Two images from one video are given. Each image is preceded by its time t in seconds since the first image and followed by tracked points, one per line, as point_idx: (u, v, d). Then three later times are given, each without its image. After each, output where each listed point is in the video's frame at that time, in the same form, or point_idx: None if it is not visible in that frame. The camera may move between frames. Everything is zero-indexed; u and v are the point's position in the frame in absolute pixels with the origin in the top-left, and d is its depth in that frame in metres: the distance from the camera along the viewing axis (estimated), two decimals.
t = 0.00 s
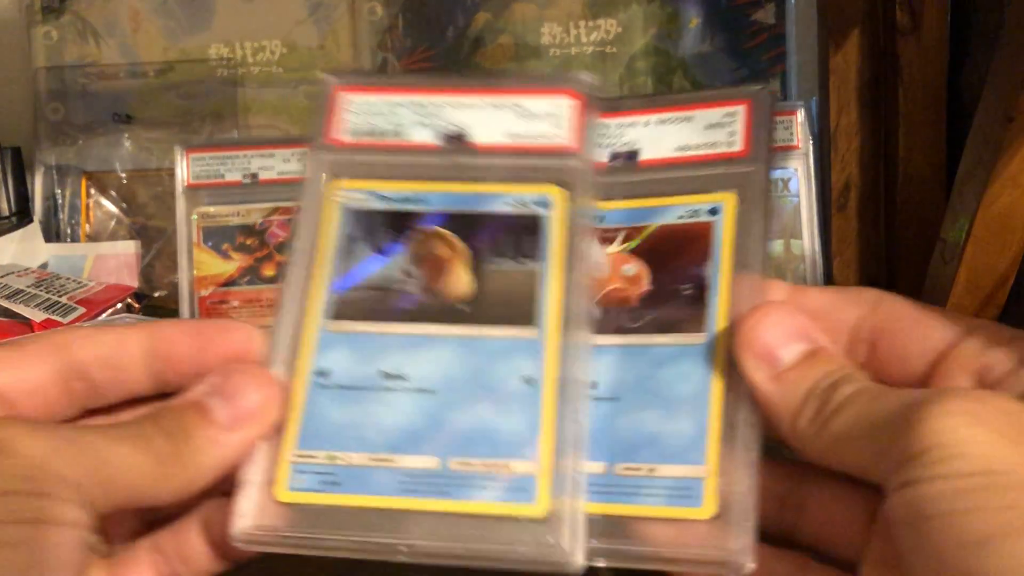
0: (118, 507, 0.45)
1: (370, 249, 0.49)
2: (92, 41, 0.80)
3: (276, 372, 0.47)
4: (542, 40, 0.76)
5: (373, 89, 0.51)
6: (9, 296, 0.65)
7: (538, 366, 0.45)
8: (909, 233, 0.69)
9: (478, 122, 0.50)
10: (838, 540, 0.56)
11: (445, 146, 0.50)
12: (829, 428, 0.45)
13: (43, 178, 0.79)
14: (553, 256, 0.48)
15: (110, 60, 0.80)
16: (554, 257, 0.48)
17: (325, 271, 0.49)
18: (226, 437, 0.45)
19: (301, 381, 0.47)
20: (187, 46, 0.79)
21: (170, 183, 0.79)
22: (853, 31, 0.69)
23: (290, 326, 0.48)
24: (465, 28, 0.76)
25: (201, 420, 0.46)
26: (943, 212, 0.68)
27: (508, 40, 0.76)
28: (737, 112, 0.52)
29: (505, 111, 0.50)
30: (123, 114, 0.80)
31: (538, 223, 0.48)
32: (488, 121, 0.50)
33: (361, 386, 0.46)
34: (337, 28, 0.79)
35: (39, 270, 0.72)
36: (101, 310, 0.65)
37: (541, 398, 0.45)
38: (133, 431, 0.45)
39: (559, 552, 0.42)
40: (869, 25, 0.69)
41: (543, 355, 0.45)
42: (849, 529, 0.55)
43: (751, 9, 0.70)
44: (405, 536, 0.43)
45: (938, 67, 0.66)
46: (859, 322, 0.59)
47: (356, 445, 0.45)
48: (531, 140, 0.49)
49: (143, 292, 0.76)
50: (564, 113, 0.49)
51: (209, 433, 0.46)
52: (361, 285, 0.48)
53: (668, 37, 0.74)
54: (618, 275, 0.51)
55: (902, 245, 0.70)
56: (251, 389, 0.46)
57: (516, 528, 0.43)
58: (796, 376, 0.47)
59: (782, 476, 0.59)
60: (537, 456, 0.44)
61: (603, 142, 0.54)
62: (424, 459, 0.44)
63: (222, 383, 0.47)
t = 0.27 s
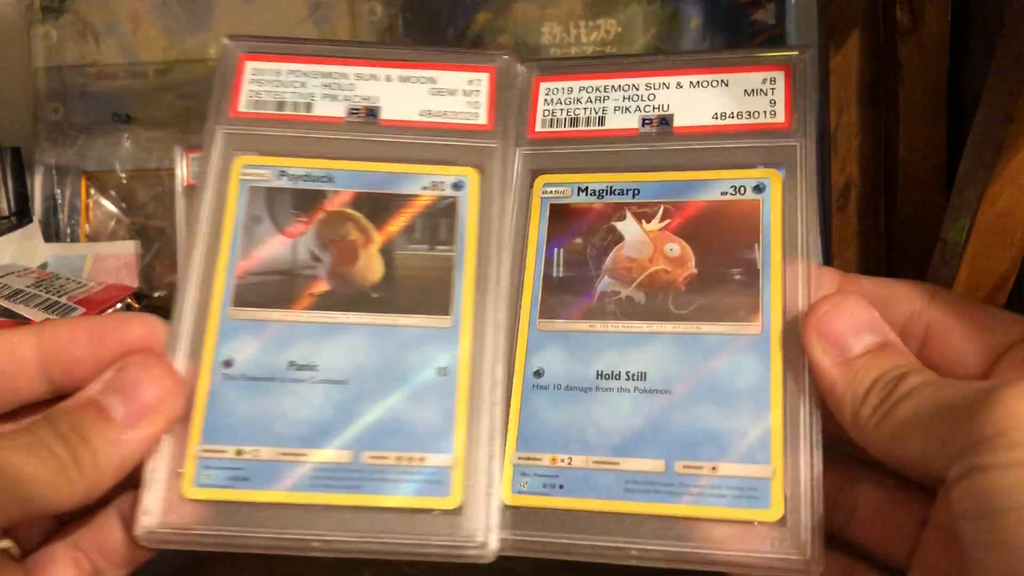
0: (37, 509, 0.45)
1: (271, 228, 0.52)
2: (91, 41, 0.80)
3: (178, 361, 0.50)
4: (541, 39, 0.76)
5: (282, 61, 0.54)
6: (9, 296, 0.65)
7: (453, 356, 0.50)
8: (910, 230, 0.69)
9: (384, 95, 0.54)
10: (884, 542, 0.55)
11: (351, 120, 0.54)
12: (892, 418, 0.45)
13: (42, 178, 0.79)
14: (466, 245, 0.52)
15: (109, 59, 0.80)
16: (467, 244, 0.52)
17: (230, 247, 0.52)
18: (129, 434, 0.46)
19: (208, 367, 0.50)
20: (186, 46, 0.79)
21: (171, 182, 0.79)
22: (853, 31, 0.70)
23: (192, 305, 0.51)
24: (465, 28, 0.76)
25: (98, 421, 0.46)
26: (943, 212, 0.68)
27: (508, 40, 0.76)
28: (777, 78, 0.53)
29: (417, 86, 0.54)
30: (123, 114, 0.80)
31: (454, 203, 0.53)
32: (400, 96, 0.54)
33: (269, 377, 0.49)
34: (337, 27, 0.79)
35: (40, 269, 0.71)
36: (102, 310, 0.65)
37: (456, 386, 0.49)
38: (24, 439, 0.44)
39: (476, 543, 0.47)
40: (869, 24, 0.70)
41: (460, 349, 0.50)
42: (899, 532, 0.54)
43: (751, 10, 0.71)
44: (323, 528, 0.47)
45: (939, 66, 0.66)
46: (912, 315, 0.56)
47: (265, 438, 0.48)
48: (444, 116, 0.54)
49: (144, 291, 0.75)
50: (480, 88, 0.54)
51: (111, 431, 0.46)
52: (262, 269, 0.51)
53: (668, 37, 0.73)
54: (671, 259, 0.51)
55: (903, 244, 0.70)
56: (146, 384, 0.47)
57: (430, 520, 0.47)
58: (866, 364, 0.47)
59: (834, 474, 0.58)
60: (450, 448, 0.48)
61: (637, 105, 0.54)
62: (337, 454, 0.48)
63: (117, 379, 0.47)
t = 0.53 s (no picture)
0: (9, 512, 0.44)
1: (242, 226, 0.53)
2: (92, 41, 0.80)
3: (143, 361, 0.50)
4: (542, 39, 0.76)
5: (257, 61, 0.56)
6: (8, 296, 0.65)
7: (424, 354, 0.49)
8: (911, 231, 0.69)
9: (359, 92, 0.55)
10: (889, 547, 0.54)
11: (327, 116, 0.54)
12: (898, 417, 0.44)
13: (42, 178, 0.79)
14: (440, 243, 0.52)
15: (109, 59, 0.80)
16: (441, 243, 0.52)
17: (200, 245, 0.53)
18: (97, 436, 0.46)
19: (176, 367, 0.50)
20: (186, 45, 0.79)
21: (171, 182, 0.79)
22: (852, 32, 0.70)
23: (162, 303, 0.52)
24: (465, 28, 0.76)
25: (66, 424, 0.46)
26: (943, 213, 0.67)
27: (508, 40, 0.76)
28: (771, 78, 0.53)
29: (394, 81, 0.55)
30: (123, 113, 0.80)
31: (427, 198, 0.53)
32: (375, 92, 0.55)
33: (239, 376, 0.49)
34: (337, 27, 0.79)
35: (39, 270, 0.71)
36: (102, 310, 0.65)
37: (427, 381, 0.49)
38: None
39: (445, 542, 0.46)
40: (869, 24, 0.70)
41: (430, 343, 0.49)
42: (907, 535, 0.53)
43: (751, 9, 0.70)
44: (291, 528, 0.47)
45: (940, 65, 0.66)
46: (916, 321, 0.56)
47: (231, 437, 0.48)
48: (419, 110, 0.54)
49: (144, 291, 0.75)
50: (456, 82, 0.55)
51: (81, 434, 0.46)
52: (232, 267, 0.52)
53: (668, 37, 0.74)
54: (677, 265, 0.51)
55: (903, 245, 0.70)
56: (114, 387, 0.47)
57: (400, 519, 0.47)
58: (875, 365, 0.46)
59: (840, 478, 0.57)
60: (419, 445, 0.48)
61: (630, 107, 0.54)
62: (304, 453, 0.48)
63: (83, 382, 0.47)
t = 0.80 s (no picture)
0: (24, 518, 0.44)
1: (265, 237, 0.53)
2: (91, 41, 0.80)
3: (164, 369, 0.50)
4: (541, 40, 0.76)
5: (283, 72, 0.56)
6: (8, 296, 0.64)
7: (444, 368, 0.49)
8: (911, 234, 0.69)
9: (382, 104, 0.55)
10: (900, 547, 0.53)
11: (350, 129, 0.55)
12: (907, 414, 0.44)
13: (42, 178, 0.79)
14: (462, 257, 0.52)
15: (108, 59, 0.80)
16: (462, 257, 0.52)
17: (222, 254, 0.53)
18: (111, 444, 0.46)
19: (196, 379, 0.50)
20: (186, 45, 0.79)
21: (171, 182, 0.79)
22: (852, 32, 0.69)
23: (184, 310, 0.52)
24: (465, 28, 0.76)
25: (82, 432, 0.46)
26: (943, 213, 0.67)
27: (508, 39, 0.76)
28: (783, 80, 0.53)
29: (418, 95, 0.55)
30: (123, 113, 0.80)
31: (450, 212, 0.53)
32: (398, 106, 0.55)
33: (258, 388, 0.49)
34: (336, 27, 0.79)
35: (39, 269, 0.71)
36: (102, 310, 0.65)
37: (445, 399, 0.49)
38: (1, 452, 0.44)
39: (460, 561, 0.46)
40: (871, 25, 0.69)
41: (449, 361, 0.49)
42: (914, 534, 0.52)
43: (751, 10, 0.71)
44: (303, 544, 0.46)
45: (942, 65, 0.65)
46: (925, 323, 0.56)
47: (248, 449, 0.48)
48: (443, 124, 0.55)
49: (144, 292, 0.75)
50: (482, 98, 0.55)
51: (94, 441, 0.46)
52: (253, 277, 0.52)
53: (668, 37, 0.74)
54: (688, 265, 0.51)
55: (901, 244, 0.70)
56: (128, 395, 0.47)
57: (414, 536, 0.46)
58: (886, 364, 0.47)
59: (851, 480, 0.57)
60: (436, 461, 0.47)
61: (644, 109, 0.54)
62: (321, 468, 0.47)
63: (100, 391, 0.48)
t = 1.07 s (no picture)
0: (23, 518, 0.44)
1: (262, 235, 0.53)
2: (91, 41, 0.80)
3: (160, 369, 0.50)
4: (541, 39, 0.76)
5: (277, 70, 0.56)
6: (8, 296, 0.64)
7: (441, 363, 0.49)
8: (912, 234, 0.69)
9: (379, 101, 0.55)
10: (908, 546, 0.53)
11: (347, 126, 0.55)
12: (914, 414, 0.44)
13: (42, 178, 0.79)
14: (459, 250, 0.52)
15: (108, 59, 0.80)
16: (459, 250, 0.52)
17: (220, 252, 0.53)
18: (110, 443, 0.46)
19: (193, 377, 0.50)
20: (186, 45, 0.79)
21: (171, 182, 0.79)
22: (853, 31, 0.69)
23: (182, 309, 0.52)
24: (465, 28, 0.76)
25: (80, 432, 0.46)
26: (943, 212, 0.66)
27: (508, 39, 0.76)
28: (791, 78, 0.53)
29: (414, 91, 0.55)
30: (123, 113, 0.80)
31: (448, 206, 0.53)
32: (395, 102, 0.55)
33: (256, 385, 0.49)
34: (337, 27, 0.79)
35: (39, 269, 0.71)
36: (101, 310, 0.65)
37: (443, 393, 0.49)
38: None
39: (461, 556, 0.46)
40: (871, 24, 0.69)
41: (447, 354, 0.49)
42: (921, 532, 0.52)
43: (751, 10, 0.72)
44: (305, 540, 0.46)
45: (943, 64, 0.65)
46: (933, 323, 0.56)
47: (248, 447, 0.48)
48: (439, 119, 0.55)
49: (143, 292, 0.75)
50: (477, 92, 0.55)
51: (94, 441, 0.46)
52: (250, 276, 0.52)
53: (668, 37, 0.74)
54: (695, 260, 0.50)
55: (903, 244, 0.69)
56: (127, 395, 0.47)
57: (414, 531, 0.46)
58: (894, 363, 0.46)
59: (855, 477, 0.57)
60: (435, 456, 0.47)
61: (651, 105, 0.54)
62: (321, 463, 0.47)
63: (99, 389, 0.47)
